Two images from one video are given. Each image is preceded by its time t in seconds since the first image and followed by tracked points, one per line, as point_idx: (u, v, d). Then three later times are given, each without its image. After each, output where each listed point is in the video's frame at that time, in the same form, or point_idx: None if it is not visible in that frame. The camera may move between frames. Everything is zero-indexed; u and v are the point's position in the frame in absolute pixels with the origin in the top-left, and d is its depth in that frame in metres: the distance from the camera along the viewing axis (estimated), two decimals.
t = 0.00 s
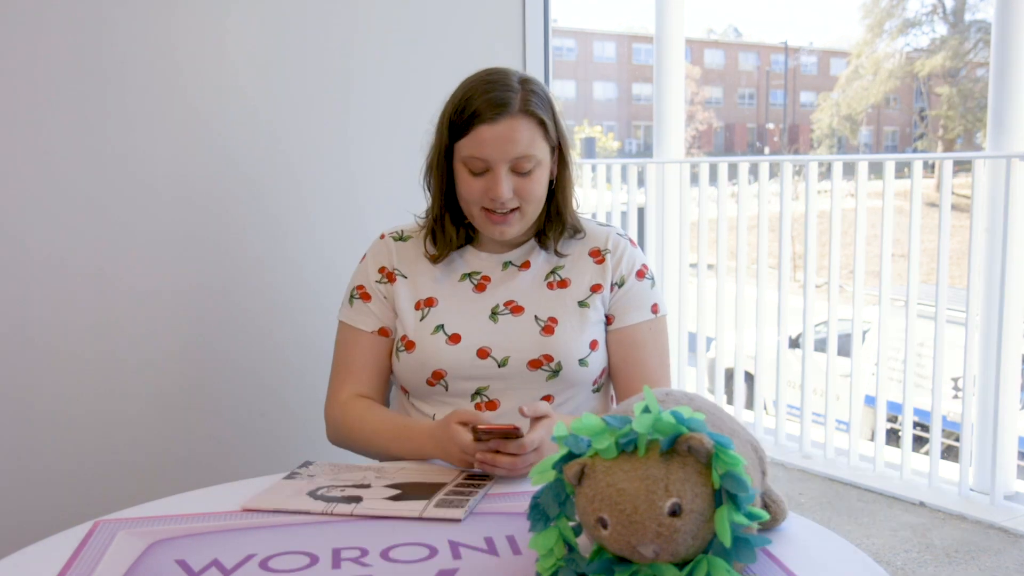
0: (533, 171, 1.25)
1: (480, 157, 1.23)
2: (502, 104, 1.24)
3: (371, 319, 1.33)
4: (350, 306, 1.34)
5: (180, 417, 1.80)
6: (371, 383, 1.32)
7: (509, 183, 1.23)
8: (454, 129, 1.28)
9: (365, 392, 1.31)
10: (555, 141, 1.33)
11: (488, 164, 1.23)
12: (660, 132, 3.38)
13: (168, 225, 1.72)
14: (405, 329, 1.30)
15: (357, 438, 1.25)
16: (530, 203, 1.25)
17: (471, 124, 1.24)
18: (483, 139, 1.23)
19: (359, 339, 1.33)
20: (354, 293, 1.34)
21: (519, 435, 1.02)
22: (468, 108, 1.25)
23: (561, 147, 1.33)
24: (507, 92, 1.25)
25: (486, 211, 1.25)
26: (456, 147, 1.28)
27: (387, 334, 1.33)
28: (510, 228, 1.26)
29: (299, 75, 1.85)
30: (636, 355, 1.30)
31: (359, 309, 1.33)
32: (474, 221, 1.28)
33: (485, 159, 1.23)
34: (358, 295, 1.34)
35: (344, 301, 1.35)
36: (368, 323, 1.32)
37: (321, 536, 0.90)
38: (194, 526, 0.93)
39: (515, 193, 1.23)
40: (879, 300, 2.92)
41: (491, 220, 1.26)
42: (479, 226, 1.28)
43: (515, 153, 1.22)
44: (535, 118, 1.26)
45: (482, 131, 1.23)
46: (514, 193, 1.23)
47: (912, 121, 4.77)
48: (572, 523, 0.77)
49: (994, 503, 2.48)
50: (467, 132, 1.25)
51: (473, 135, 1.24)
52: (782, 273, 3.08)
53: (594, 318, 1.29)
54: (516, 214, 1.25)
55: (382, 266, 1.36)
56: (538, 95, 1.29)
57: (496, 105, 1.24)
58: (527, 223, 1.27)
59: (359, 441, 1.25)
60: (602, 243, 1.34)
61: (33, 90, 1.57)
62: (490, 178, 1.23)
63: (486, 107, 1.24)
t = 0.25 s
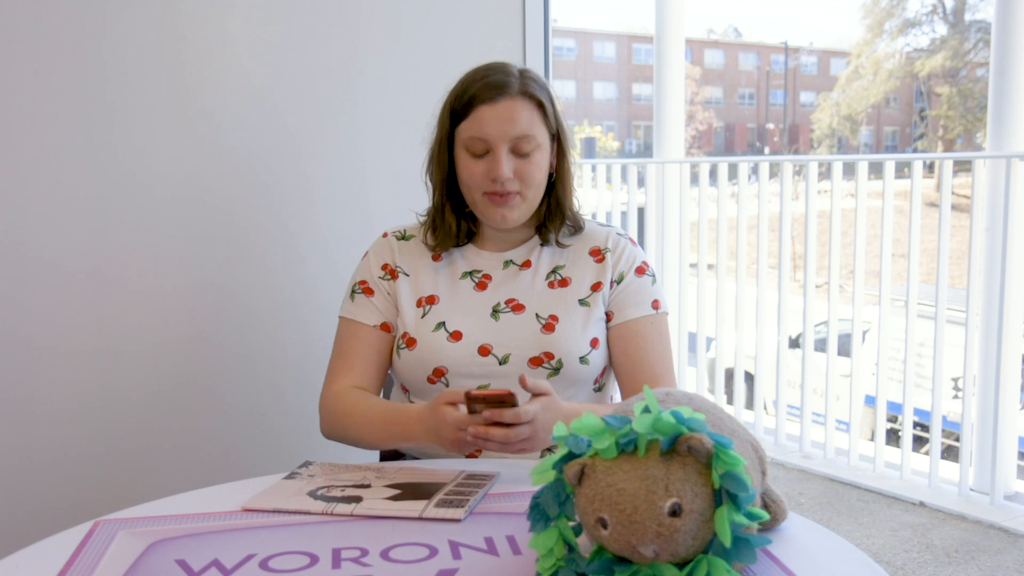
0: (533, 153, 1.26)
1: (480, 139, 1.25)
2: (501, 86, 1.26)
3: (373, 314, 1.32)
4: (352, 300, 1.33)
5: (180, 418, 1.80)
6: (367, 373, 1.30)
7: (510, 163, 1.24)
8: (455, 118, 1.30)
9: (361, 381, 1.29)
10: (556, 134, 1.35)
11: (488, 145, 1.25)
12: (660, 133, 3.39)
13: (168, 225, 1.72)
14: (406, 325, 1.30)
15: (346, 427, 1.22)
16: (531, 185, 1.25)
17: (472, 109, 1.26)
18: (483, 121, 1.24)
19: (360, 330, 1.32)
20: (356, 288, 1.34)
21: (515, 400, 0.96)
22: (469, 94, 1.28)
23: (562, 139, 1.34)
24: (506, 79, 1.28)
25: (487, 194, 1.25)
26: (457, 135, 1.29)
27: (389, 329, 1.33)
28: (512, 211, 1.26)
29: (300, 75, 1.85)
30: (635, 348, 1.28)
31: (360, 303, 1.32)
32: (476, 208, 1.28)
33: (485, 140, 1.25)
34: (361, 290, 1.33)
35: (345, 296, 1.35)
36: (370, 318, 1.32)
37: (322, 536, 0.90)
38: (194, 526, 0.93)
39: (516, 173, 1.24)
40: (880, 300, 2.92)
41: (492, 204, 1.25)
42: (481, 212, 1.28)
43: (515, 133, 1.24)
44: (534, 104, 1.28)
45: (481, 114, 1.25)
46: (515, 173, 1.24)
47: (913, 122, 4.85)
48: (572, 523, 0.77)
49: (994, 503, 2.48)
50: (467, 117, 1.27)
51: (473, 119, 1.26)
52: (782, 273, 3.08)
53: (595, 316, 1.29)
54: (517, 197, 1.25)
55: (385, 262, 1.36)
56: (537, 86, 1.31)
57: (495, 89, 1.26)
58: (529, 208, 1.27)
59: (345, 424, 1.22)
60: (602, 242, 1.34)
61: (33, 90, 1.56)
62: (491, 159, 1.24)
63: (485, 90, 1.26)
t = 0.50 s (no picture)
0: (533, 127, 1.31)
1: (481, 112, 1.31)
2: (492, 71, 1.33)
3: (380, 309, 1.31)
4: (356, 297, 1.32)
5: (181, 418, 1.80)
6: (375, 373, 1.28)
7: (510, 133, 1.29)
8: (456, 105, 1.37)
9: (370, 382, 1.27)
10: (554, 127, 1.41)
11: (489, 117, 1.31)
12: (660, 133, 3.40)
13: (168, 225, 1.72)
14: (406, 326, 1.30)
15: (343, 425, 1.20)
16: (531, 156, 1.29)
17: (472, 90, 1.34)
18: (483, 96, 1.31)
19: (372, 328, 1.31)
20: (360, 284, 1.33)
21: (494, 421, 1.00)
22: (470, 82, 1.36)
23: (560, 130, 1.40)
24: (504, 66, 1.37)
25: (489, 167, 1.29)
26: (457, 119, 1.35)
27: (396, 325, 1.32)
28: (514, 184, 1.28)
29: (300, 75, 1.85)
30: (626, 342, 1.25)
31: (364, 300, 1.31)
32: (477, 186, 1.31)
33: (486, 113, 1.31)
34: (366, 286, 1.32)
35: (348, 293, 1.34)
36: (377, 312, 1.31)
37: (321, 536, 0.90)
38: (194, 526, 0.93)
39: (516, 142, 1.28)
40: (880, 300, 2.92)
41: (494, 176, 1.28)
42: (483, 190, 1.30)
43: (513, 105, 1.31)
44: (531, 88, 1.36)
45: (481, 91, 1.32)
46: (515, 141, 1.28)
47: (912, 121, 4.81)
48: (572, 523, 0.77)
49: (994, 503, 2.48)
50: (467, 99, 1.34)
51: (473, 97, 1.33)
52: (782, 273, 3.08)
53: (593, 316, 1.28)
54: (518, 169, 1.28)
55: (388, 260, 1.35)
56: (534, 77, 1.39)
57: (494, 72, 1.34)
58: (530, 184, 1.30)
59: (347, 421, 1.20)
60: (600, 241, 1.34)
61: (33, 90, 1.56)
62: (491, 130, 1.30)
63: (477, 76, 1.34)
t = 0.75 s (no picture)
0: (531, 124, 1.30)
1: (478, 110, 1.30)
2: (488, 69, 1.33)
3: (372, 314, 1.29)
4: (350, 300, 1.31)
5: (180, 419, 1.79)
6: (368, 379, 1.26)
7: (508, 131, 1.28)
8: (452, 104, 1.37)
9: (361, 389, 1.25)
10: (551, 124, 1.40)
11: (486, 114, 1.30)
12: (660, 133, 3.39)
13: (168, 225, 1.72)
14: (400, 334, 1.28)
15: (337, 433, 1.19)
16: (529, 154, 1.28)
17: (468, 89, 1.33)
18: (480, 94, 1.31)
19: (361, 333, 1.29)
20: (353, 287, 1.32)
21: (491, 443, 0.98)
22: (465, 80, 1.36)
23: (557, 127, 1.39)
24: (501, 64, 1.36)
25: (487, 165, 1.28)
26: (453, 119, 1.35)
27: (389, 331, 1.30)
28: (513, 182, 1.27)
29: (299, 75, 1.85)
30: (626, 350, 1.24)
31: (358, 304, 1.30)
32: (475, 185, 1.30)
33: (483, 111, 1.30)
34: (359, 290, 1.31)
35: (342, 296, 1.33)
36: (369, 318, 1.29)
37: (321, 536, 0.90)
38: (194, 526, 0.93)
39: (514, 139, 1.27)
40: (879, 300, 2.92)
41: (492, 174, 1.27)
42: (481, 189, 1.29)
43: (511, 102, 1.30)
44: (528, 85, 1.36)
45: (478, 89, 1.32)
46: (513, 139, 1.27)
47: (912, 121, 4.82)
48: (572, 523, 0.77)
49: (994, 503, 2.48)
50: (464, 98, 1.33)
51: (470, 95, 1.32)
52: (782, 273, 3.08)
53: (593, 325, 1.27)
54: (517, 167, 1.27)
55: (382, 263, 1.34)
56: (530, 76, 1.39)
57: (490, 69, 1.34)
58: (528, 182, 1.29)
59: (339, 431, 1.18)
60: (598, 247, 1.33)
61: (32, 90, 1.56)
62: (489, 128, 1.29)
63: (473, 73, 1.34)
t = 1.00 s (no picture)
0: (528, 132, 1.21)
1: (471, 118, 1.21)
2: (485, 70, 1.24)
3: (359, 327, 1.26)
4: (339, 311, 1.27)
5: (180, 418, 1.79)
6: (358, 392, 1.25)
7: (504, 142, 1.19)
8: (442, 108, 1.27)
9: (350, 401, 1.24)
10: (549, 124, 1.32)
11: (479, 123, 1.20)
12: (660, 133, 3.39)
13: (168, 225, 1.72)
14: (393, 349, 1.24)
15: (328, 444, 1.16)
16: (527, 166, 1.19)
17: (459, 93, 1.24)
18: (473, 101, 1.21)
19: (349, 346, 1.26)
20: (342, 298, 1.28)
21: (493, 433, 0.99)
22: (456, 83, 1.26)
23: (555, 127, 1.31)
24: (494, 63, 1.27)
25: (482, 179, 1.19)
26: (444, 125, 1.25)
27: (377, 344, 1.27)
28: (510, 196, 1.19)
29: (299, 75, 1.85)
30: (637, 360, 1.21)
31: (347, 315, 1.26)
32: (470, 199, 1.21)
33: (477, 119, 1.21)
34: (347, 300, 1.27)
35: (331, 305, 1.29)
36: (356, 331, 1.26)
37: (320, 536, 0.90)
38: (193, 526, 0.93)
39: (511, 151, 1.18)
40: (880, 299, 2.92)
41: (487, 189, 1.19)
42: (476, 203, 1.21)
43: (507, 109, 1.21)
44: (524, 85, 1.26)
45: (470, 94, 1.22)
46: (510, 152, 1.18)
47: (912, 121, 4.81)
48: (572, 523, 0.77)
49: (994, 503, 2.48)
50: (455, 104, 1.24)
51: (462, 101, 1.23)
52: (782, 273, 3.08)
53: (595, 337, 1.22)
54: (514, 181, 1.19)
55: (372, 272, 1.30)
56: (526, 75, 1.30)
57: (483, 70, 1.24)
58: (526, 194, 1.21)
59: (332, 439, 1.16)
60: (600, 252, 1.28)
61: (32, 89, 1.56)
62: (483, 139, 1.20)
63: (468, 75, 1.24)
